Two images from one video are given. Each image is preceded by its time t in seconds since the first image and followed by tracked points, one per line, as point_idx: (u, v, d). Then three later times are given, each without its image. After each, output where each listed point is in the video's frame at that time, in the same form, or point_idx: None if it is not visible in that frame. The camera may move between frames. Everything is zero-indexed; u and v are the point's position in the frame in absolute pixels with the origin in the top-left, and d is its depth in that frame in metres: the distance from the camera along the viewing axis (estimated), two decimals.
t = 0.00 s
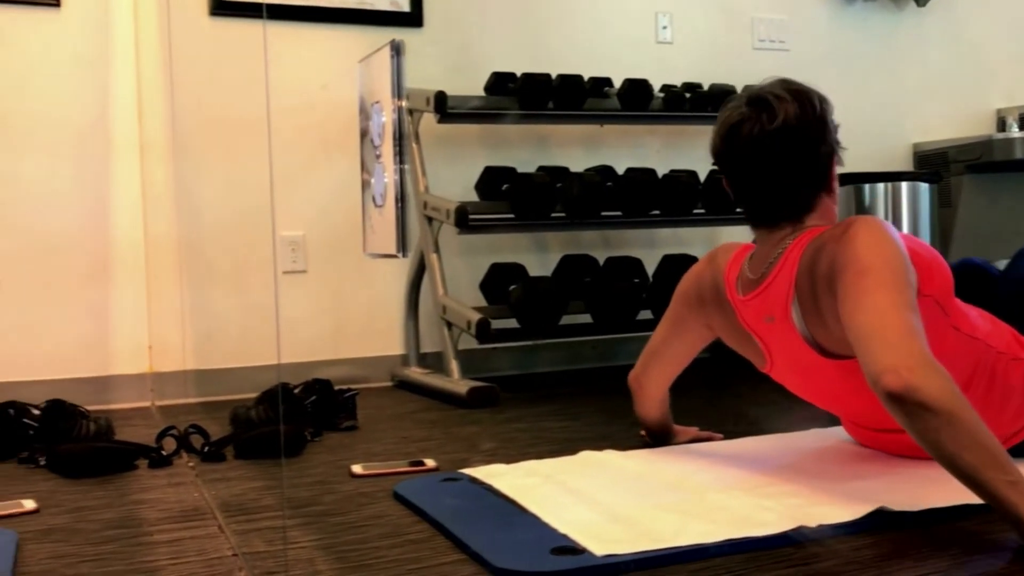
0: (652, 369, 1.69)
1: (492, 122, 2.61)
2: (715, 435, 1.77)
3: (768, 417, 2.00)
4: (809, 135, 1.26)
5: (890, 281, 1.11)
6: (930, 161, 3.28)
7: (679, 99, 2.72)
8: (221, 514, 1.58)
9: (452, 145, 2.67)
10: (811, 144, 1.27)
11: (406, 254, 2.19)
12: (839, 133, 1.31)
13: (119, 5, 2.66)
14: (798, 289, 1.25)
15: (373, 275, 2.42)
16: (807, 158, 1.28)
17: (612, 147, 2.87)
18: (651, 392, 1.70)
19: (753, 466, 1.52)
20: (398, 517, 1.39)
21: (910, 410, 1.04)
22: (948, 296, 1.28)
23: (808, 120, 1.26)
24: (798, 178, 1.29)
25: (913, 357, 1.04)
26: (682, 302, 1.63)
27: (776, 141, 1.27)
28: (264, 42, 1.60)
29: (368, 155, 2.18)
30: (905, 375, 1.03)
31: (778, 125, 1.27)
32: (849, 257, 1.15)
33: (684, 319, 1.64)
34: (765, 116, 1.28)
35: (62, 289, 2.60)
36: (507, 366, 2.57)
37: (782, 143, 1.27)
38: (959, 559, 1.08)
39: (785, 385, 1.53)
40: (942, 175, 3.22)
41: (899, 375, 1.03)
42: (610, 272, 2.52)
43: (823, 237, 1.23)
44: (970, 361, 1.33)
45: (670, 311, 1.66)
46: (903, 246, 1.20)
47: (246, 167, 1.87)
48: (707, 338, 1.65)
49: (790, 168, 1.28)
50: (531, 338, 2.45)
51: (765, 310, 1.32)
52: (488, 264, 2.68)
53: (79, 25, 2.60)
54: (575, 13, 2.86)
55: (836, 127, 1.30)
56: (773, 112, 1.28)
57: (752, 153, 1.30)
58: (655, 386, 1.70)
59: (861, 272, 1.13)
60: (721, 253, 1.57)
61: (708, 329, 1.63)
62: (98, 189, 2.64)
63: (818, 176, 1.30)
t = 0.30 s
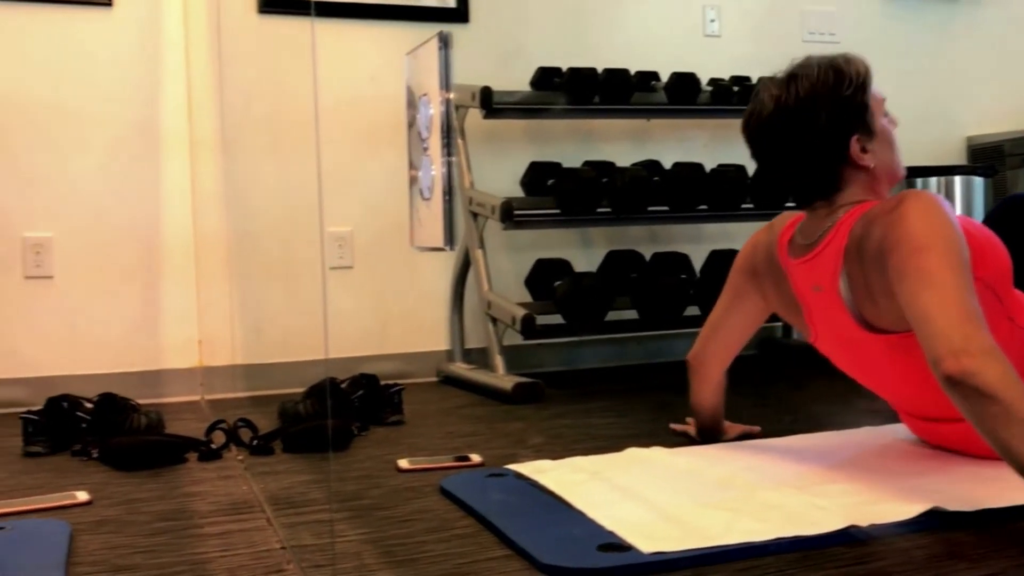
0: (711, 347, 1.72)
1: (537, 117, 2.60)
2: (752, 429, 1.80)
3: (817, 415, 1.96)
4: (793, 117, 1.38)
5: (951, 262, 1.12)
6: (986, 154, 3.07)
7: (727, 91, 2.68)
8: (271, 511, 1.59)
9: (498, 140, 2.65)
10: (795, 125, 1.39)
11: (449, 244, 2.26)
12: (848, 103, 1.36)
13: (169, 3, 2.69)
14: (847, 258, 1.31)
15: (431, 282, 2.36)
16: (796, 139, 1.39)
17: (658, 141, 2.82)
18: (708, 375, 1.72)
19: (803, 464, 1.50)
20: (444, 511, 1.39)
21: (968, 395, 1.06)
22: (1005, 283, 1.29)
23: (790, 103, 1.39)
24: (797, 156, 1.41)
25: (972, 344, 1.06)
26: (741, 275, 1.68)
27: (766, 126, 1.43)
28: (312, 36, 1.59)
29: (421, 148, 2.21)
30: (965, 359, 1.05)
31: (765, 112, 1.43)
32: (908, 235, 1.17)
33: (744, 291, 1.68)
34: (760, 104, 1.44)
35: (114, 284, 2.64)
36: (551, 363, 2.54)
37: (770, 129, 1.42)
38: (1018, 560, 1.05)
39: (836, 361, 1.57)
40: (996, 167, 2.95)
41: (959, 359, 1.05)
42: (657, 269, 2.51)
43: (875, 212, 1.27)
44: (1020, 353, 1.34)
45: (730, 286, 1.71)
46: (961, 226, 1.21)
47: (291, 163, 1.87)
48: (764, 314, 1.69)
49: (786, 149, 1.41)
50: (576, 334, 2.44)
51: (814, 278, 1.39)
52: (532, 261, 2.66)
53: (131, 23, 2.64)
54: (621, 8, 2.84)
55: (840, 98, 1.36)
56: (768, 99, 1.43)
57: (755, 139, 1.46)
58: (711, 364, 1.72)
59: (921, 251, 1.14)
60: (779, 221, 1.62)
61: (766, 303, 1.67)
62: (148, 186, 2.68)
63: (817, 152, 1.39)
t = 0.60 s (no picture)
0: (770, 332, 1.72)
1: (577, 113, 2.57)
2: (790, 426, 1.81)
3: (862, 413, 1.94)
4: (827, 96, 1.39)
5: (1004, 259, 1.14)
6: None
7: (770, 86, 2.64)
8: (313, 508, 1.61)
9: (538, 137, 2.64)
10: (830, 104, 1.39)
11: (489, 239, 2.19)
12: (884, 82, 1.36)
13: (212, 2, 2.71)
14: (894, 242, 1.32)
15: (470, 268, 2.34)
16: (831, 119, 1.40)
17: (700, 137, 2.80)
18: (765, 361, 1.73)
19: (846, 463, 1.48)
20: (483, 508, 1.39)
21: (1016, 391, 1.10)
22: None
23: (825, 82, 1.40)
24: (834, 136, 1.41)
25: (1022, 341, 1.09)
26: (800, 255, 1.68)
27: (803, 106, 1.44)
28: (354, 35, 1.58)
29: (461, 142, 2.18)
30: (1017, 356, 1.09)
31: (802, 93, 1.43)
32: (961, 227, 1.19)
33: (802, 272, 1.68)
34: (798, 86, 1.45)
35: (157, 281, 2.68)
36: (594, 359, 2.52)
37: (806, 109, 1.43)
38: None
39: (880, 342, 1.56)
40: None
41: (1011, 355, 1.09)
42: (697, 265, 2.47)
43: (926, 198, 1.27)
44: None
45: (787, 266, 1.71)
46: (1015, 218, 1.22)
47: (332, 162, 1.88)
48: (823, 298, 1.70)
49: (822, 129, 1.42)
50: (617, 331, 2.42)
51: (860, 255, 1.39)
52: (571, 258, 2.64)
53: (175, 23, 2.67)
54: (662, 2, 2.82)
55: (876, 78, 1.36)
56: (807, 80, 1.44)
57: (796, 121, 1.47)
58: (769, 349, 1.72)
59: (972, 245, 1.16)
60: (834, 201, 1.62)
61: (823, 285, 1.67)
62: (192, 184, 2.70)
63: (853, 132, 1.39)
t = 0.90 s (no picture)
0: (845, 326, 1.70)
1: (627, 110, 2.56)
2: (843, 425, 1.79)
3: (918, 413, 1.90)
4: (882, 99, 1.39)
5: None
6: None
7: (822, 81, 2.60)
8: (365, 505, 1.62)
9: (589, 134, 2.57)
10: (887, 108, 1.39)
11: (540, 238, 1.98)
12: (935, 75, 1.35)
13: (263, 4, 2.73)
14: (961, 228, 1.37)
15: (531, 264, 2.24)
16: (890, 122, 1.39)
17: (751, 133, 2.76)
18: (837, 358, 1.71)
19: (902, 463, 1.46)
20: (532, 506, 1.39)
21: None
22: None
23: (878, 86, 1.39)
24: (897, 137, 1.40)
25: None
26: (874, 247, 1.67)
27: (860, 114, 1.43)
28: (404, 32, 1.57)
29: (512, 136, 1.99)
30: None
31: (858, 100, 1.43)
32: None
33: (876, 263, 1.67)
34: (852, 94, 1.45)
35: (210, 278, 2.71)
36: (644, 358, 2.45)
37: (862, 114, 1.43)
38: None
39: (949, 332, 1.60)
40: None
41: None
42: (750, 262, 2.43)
43: (993, 187, 1.32)
44: None
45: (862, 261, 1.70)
46: None
47: (382, 159, 1.88)
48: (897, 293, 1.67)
49: (882, 133, 1.41)
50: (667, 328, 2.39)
51: (928, 241, 1.44)
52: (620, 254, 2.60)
53: (227, 23, 2.69)
54: None
55: (928, 73, 1.35)
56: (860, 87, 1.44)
57: (855, 129, 1.46)
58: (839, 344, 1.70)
59: None
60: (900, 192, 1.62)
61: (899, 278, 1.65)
62: (245, 184, 2.73)
63: (914, 130, 1.38)
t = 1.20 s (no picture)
0: (874, 329, 1.70)
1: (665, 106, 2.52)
2: (886, 427, 1.76)
3: (963, 413, 1.87)
4: (898, 131, 1.38)
5: None
6: None
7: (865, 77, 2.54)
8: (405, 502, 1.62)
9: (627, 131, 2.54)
10: (904, 139, 1.38)
11: (582, 233, 1.71)
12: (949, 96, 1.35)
13: (303, 4, 2.75)
14: (994, 238, 1.38)
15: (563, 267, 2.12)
16: (910, 152, 1.39)
17: (792, 130, 2.73)
18: (872, 356, 1.70)
19: (947, 465, 1.43)
20: (570, 505, 1.38)
21: None
22: None
23: (893, 118, 1.39)
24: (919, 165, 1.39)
25: None
26: (903, 251, 1.68)
27: (879, 148, 1.43)
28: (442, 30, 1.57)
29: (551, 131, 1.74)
30: None
31: (875, 135, 1.43)
32: None
33: (908, 265, 1.67)
34: (868, 129, 1.44)
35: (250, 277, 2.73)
36: (684, 356, 2.43)
37: (881, 149, 1.42)
38: None
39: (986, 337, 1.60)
40: None
41: None
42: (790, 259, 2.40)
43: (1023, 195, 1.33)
44: None
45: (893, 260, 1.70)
46: None
47: (420, 156, 1.87)
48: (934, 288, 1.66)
49: (904, 163, 1.41)
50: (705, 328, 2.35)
51: (961, 252, 1.46)
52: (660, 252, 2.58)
53: (267, 22, 2.71)
54: None
55: (941, 97, 1.35)
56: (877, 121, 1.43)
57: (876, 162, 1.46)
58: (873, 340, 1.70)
59: None
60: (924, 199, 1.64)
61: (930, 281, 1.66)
62: (285, 183, 2.75)
63: (936, 154, 1.38)
